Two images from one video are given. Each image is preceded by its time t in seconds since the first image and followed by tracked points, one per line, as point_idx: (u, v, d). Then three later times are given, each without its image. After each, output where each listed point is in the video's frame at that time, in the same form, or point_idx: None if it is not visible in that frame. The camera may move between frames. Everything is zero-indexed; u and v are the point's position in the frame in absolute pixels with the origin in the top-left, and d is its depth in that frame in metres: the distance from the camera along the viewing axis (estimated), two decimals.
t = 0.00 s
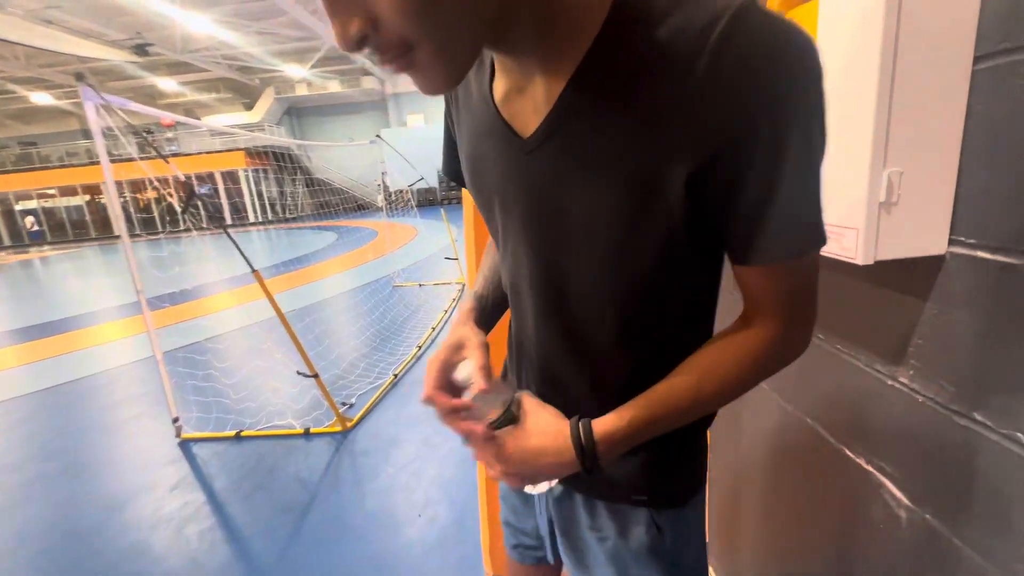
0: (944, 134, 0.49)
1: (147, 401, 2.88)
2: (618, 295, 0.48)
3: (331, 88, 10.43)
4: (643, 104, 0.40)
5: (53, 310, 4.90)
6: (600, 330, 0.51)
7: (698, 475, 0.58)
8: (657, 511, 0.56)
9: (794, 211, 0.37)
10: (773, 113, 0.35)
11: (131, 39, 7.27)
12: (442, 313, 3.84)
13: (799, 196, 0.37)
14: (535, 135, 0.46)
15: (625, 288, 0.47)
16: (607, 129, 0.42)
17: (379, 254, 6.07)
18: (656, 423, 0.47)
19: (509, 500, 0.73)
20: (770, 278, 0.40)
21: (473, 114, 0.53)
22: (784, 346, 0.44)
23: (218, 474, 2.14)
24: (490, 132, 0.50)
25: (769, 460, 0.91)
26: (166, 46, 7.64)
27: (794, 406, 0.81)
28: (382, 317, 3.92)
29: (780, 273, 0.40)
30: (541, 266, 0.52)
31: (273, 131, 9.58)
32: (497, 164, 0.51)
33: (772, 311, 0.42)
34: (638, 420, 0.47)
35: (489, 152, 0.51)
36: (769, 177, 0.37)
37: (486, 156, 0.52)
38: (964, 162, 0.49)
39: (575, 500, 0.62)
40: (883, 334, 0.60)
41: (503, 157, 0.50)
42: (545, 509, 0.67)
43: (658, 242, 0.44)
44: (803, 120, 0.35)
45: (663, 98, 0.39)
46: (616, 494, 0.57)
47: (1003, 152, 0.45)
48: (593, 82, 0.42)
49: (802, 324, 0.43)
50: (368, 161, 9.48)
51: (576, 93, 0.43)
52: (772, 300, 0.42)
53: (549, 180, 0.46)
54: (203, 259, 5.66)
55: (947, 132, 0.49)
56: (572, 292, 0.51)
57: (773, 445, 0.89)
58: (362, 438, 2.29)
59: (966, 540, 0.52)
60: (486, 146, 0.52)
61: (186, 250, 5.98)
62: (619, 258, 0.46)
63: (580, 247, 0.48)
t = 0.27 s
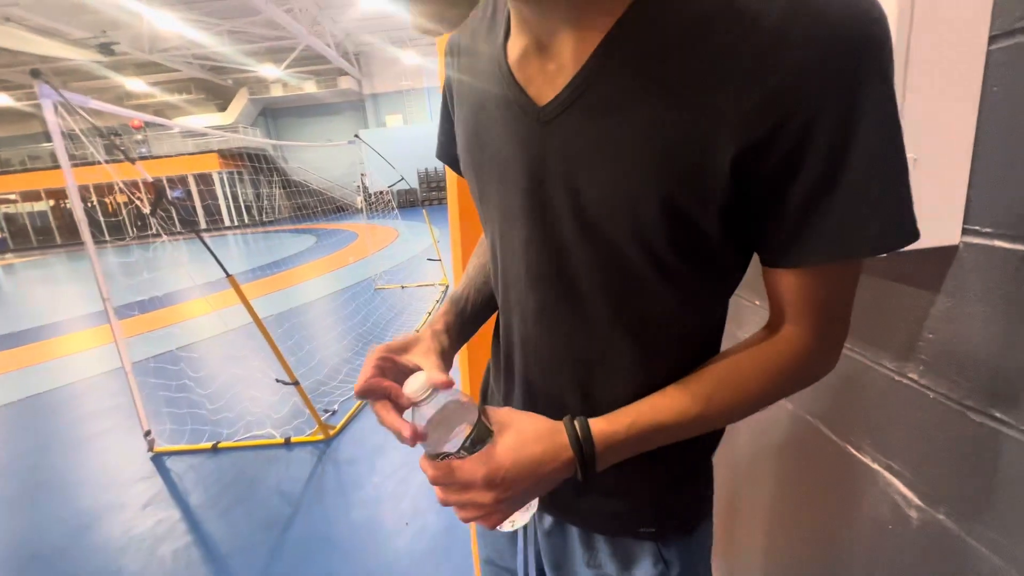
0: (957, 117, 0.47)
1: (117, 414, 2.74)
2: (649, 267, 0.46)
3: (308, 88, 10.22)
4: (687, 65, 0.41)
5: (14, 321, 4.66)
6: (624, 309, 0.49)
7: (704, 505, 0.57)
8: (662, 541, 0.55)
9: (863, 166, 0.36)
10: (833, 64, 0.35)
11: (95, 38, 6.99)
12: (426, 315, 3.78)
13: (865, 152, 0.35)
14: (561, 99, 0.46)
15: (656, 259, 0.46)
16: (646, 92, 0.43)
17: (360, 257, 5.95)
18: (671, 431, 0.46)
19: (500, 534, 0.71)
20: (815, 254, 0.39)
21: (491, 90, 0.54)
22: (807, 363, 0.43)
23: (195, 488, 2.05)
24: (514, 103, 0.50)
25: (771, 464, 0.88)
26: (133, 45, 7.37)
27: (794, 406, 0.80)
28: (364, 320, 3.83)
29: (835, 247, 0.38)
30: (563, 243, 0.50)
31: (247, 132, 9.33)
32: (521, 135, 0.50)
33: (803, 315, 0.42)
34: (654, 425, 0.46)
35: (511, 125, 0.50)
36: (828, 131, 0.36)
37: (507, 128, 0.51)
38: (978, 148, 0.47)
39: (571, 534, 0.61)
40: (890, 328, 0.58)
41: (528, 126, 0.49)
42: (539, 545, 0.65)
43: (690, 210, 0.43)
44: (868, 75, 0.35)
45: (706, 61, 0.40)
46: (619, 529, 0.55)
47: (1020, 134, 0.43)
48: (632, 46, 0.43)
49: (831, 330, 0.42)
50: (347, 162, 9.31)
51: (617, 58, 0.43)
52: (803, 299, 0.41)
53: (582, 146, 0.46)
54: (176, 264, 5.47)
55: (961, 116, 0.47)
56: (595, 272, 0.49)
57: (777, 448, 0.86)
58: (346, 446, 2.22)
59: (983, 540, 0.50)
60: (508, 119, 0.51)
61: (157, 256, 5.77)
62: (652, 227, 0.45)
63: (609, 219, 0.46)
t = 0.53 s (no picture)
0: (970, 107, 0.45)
1: (101, 423, 2.67)
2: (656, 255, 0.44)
3: (295, 88, 10.11)
4: (699, 38, 0.38)
5: None
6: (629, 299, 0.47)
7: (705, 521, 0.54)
8: (664, 563, 0.51)
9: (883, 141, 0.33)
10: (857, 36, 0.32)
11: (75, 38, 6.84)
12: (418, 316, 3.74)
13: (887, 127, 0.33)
14: (564, 79, 0.44)
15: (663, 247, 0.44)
16: (655, 70, 0.41)
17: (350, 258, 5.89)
18: (676, 445, 0.42)
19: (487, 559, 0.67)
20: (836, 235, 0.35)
21: (490, 76, 0.52)
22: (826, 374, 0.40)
23: (183, 498, 2.00)
24: (517, 84, 0.48)
25: (775, 466, 0.87)
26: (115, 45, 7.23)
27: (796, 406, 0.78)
28: (355, 323, 3.78)
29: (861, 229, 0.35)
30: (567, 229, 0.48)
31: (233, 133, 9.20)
32: (524, 118, 0.48)
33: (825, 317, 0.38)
34: (660, 437, 0.42)
35: (514, 106, 0.49)
36: (847, 107, 0.33)
37: (510, 110, 0.49)
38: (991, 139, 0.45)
39: (565, 556, 0.57)
40: (898, 326, 0.57)
41: (531, 106, 0.47)
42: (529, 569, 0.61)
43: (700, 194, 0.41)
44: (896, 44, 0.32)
45: (720, 37, 0.37)
46: (619, 550, 0.51)
47: None
48: (641, 23, 0.41)
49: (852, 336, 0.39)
50: (336, 163, 9.21)
51: (629, 38, 0.42)
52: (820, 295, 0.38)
53: (587, 126, 0.44)
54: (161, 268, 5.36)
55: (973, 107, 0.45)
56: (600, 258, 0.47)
57: (781, 450, 0.85)
58: (339, 452, 2.18)
59: (997, 542, 0.49)
60: (512, 100, 0.49)
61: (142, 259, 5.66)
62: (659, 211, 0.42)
63: (615, 204, 0.44)
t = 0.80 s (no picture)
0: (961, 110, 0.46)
1: (102, 428, 2.67)
2: (634, 254, 0.44)
3: (295, 95, 10.15)
4: (672, 35, 0.39)
5: None
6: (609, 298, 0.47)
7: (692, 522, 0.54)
8: (650, 564, 0.51)
9: (832, 135, 0.33)
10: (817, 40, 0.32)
11: (76, 45, 6.87)
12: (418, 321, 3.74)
13: (839, 121, 0.33)
14: (550, 78, 0.45)
15: (641, 247, 0.43)
16: (632, 69, 0.41)
17: (350, 263, 5.90)
18: (631, 431, 0.42)
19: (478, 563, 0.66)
20: (793, 232, 0.35)
21: (483, 81, 0.53)
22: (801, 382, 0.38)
23: (183, 504, 1.99)
24: (506, 87, 0.49)
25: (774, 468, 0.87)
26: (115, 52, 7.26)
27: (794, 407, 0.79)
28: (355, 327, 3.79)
29: (817, 226, 0.34)
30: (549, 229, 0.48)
31: (233, 138, 9.23)
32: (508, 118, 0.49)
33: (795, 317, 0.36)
34: (613, 421, 0.42)
35: (503, 108, 0.49)
36: (809, 104, 0.33)
37: (499, 113, 0.50)
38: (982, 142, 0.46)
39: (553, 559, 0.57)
40: (895, 327, 0.57)
41: (517, 107, 0.48)
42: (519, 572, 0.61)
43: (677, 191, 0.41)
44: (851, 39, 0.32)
45: (688, 35, 0.38)
46: (603, 552, 0.51)
47: None
48: (620, 21, 0.41)
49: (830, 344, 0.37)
50: (335, 168, 9.23)
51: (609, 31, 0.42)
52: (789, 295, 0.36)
53: (568, 125, 0.45)
54: (162, 274, 5.37)
55: (965, 110, 0.46)
56: (579, 258, 0.47)
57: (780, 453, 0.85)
58: (339, 457, 2.17)
59: (995, 541, 0.49)
60: (501, 103, 0.50)
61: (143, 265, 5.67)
62: (635, 208, 0.42)
63: (595, 202, 0.44)
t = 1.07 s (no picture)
0: (980, 107, 0.45)
1: (125, 426, 2.74)
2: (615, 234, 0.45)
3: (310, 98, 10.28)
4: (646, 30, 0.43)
5: (23, 334, 4.68)
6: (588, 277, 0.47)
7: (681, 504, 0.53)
8: (644, 546, 0.49)
9: (789, 105, 0.34)
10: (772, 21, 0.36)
11: (99, 53, 7.07)
12: (431, 322, 3.77)
13: (793, 91, 0.35)
14: (541, 70, 0.48)
15: (622, 225, 0.44)
16: (609, 62, 0.45)
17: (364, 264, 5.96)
18: (557, 286, 0.33)
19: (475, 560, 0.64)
20: (740, 185, 0.35)
21: (480, 84, 0.56)
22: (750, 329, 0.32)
23: (202, 500, 2.04)
24: (498, 84, 0.53)
25: (790, 467, 0.86)
26: (137, 59, 7.44)
27: (811, 407, 0.79)
28: (369, 328, 3.83)
29: (759, 181, 0.34)
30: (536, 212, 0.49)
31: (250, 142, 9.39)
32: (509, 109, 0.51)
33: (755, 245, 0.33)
34: (546, 268, 0.33)
35: (494, 102, 0.53)
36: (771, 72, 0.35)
37: (491, 107, 0.53)
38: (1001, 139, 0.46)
39: (548, 549, 0.54)
40: (913, 326, 0.56)
41: (508, 101, 0.51)
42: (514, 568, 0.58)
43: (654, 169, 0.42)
44: (794, 26, 0.36)
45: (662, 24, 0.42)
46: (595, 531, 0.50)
47: None
48: (599, 19, 0.46)
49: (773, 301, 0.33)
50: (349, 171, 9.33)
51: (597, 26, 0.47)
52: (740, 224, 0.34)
53: (553, 111, 0.47)
54: (181, 275, 5.49)
55: (983, 107, 0.45)
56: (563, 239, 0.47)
57: (796, 451, 0.84)
58: (354, 456, 2.20)
59: (1016, 542, 0.48)
60: (492, 97, 0.53)
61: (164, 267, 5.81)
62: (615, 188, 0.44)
63: (578, 181, 0.45)
